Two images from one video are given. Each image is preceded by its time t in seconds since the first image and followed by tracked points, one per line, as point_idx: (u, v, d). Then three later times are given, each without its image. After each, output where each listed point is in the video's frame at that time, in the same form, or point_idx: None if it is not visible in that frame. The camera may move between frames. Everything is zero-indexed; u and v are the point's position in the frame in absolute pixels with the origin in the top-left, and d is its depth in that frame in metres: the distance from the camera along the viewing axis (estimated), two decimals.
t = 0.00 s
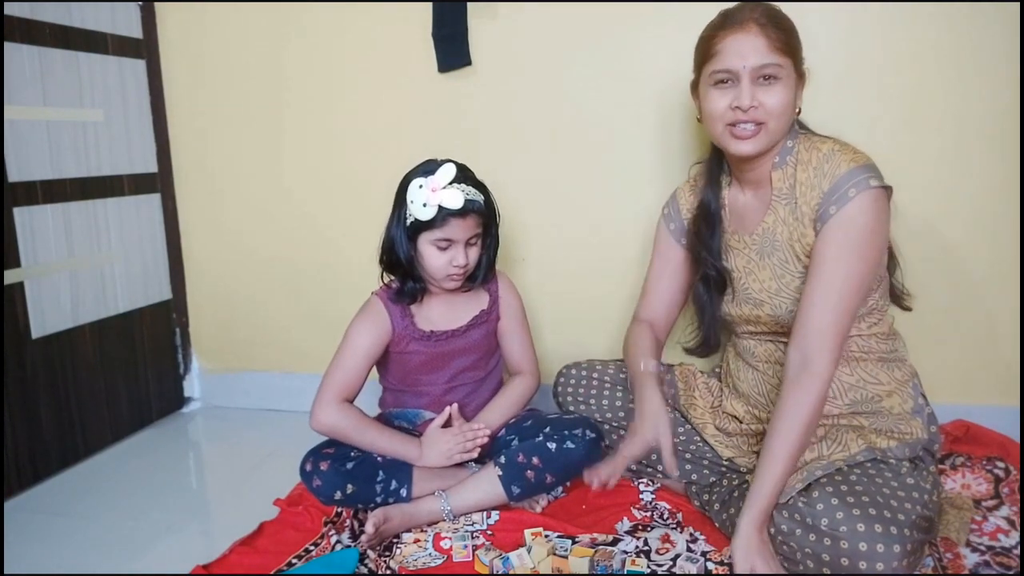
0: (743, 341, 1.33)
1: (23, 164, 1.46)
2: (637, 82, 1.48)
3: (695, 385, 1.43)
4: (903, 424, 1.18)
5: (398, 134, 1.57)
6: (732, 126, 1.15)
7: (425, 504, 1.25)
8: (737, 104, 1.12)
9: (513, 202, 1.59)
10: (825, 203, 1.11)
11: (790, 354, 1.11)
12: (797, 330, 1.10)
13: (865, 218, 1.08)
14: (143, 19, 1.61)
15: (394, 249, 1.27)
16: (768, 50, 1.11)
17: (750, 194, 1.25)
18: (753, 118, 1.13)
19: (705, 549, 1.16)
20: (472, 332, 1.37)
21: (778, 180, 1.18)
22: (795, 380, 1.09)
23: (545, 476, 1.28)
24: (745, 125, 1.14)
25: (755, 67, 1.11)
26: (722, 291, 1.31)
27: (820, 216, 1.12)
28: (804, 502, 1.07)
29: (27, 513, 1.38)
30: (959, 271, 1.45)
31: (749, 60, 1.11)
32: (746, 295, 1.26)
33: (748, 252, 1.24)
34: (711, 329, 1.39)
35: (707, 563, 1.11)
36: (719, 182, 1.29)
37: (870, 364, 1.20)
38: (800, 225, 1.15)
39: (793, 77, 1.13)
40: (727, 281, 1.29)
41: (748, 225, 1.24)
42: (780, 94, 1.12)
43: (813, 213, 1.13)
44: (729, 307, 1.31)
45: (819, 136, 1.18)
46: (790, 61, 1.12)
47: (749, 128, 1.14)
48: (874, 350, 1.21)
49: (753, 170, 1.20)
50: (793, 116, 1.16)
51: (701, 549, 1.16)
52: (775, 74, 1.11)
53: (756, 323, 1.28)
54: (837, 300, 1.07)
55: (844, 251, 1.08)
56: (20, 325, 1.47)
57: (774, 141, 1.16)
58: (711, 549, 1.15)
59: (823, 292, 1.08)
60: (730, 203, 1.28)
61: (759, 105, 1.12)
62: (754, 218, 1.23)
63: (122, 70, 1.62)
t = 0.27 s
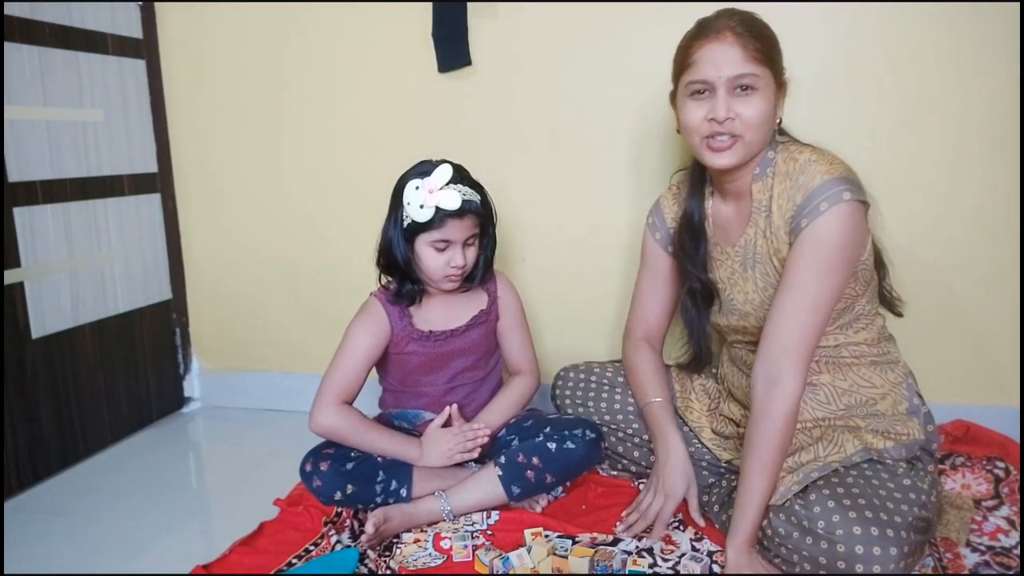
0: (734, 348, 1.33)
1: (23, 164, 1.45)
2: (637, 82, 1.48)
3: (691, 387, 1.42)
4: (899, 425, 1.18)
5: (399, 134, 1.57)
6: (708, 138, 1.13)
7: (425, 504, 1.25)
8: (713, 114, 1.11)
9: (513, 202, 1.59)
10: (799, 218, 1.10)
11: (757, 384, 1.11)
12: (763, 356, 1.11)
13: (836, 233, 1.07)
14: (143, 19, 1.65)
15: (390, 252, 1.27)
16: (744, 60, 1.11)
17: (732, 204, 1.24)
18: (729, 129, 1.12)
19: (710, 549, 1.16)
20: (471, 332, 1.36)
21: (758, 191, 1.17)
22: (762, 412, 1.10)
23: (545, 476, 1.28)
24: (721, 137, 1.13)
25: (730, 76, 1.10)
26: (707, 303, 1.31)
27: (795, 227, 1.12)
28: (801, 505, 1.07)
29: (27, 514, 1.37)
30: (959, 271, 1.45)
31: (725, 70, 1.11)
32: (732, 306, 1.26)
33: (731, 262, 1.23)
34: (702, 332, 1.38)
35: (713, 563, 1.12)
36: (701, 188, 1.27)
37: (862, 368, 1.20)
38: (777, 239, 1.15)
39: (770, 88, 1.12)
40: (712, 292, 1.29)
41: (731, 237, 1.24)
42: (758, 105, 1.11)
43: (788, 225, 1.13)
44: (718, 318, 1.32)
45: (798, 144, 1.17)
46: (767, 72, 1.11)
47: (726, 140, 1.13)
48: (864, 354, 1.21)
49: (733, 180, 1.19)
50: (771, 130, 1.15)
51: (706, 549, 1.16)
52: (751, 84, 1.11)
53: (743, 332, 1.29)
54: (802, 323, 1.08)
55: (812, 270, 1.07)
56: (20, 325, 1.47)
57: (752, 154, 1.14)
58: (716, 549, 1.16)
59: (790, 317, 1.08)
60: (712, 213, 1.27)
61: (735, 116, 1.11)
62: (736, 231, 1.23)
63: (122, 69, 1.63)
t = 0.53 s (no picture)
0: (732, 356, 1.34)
1: (23, 164, 1.46)
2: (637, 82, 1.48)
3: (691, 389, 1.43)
4: (898, 424, 1.18)
5: (399, 134, 1.57)
6: (695, 155, 1.13)
7: (424, 504, 1.25)
8: (698, 130, 1.11)
9: (513, 202, 1.59)
10: (789, 228, 1.10)
11: (751, 396, 1.10)
12: (756, 367, 1.09)
13: (828, 243, 1.06)
14: (143, 19, 1.64)
15: (388, 253, 1.28)
16: (723, 73, 1.11)
17: (721, 219, 1.24)
18: (715, 144, 1.12)
19: (711, 549, 1.16)
20: (469, 333, 1.37)
21: (748, 206, 1.17)
22: (756, 426, 1.08)
23: (545, 476, 1.28)
24: (707, 152, 1.13)
25: (711, 91, 1.10)
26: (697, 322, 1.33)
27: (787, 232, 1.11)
28: (801, 505, 1.07)
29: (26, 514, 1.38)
30: (959, 271, 1.45)
31: (704, 84, 1.11)
32: (727, 318, 1.27)
33: (723, 275, 1.24)
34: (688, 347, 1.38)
35: (713, 562, 1.12)
36: (687, 205, 1.28)
37: (859, 372, 1.21)
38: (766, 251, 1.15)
39: (751, 98, 1.13)
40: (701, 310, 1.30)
41: (722, 250, 1.24)
42: (741, 117, 1.11)
43: (778, 236, 1.13)
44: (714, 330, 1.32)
45: (784, 154, 1.17)
46: (747, 82, 1.12)
47: (713, 154, 1.13)
48: (862, 358, 1.21)
49: (721, 195, 1.20)
50: (756, 139, 1.15)
51: (707, 549, 1.16)
52: (733, 97, 1.11)
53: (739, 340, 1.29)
54: (796, 334, 1.07)
55: (804, 281, 1.07)
56: (20, 325, 1.47)
57: (740, 166, 1.14)
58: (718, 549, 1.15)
59: (783, 329, 1.07)
60: (701, 228, 1.28)
61: (720, 129, 1.11)
62: (726, 245, 1.23)
63: (122, 70, 1.62)
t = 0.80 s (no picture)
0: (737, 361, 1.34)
1: (23, 164, 1.48)
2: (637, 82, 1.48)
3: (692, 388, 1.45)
4: (901, 425, 1.18)
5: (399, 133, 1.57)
6: (690, 171, 1.13)
7: (425, 504, 1.25)
8: (689, 147, 1.11)
9: (513, 203, 1.60)
10: (790, 230, 1.10)
11: (752, 397, 1.10)
12: (757, 369, 1.09)
13: (829, 244, 1.06)
14: (143, 19, 1.59)
15: (385, 255, 1.28)
16: (704, 88, 1.10)
17: (721, 228, 1.24)
18: (710, 157, 1.12)
19: (711, 548, 1.16)
20: (466, 337, 1.37)
21: (746, 214, 1.17)
22: (757, 427, 1.08)
23: (545, 476, 1.28)
24: (703, 167, 1.13)
25: (696, 108, 1.10)
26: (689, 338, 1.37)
27: (788, 234, 1.12)
28: (803, 505, 1.08)
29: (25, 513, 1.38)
30: (959, 271, 1.45)
31: (688, 102, 1.10)
32: (731, 327, 1.28)
33: (723, 284, 1.25)
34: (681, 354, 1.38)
35: (713, 562, 1.12)
36: (681, 218, 1.29)
37: (862, 373, 1.21)
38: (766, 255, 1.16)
39: (735, 106, 1.12)
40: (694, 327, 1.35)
41: (722, 258, 1.24)
42: (731, 126, 1.11)
43: (779, 240, 1.13)
44: (717, 335, 1.33)
45: (779, 159, 1.18)
46: (729, 92, 1.11)
47: (708, 167, 1.13)
48: (866, 359, 1.21)
49: (718, 207, 1.20)
50: (746, 145, 1.15)
51: (707, 548, 1.16)
52: (718, 109, 1.10)
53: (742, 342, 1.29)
54: (797, 335, 1.07)
55: (805, 282, 1.07)
56: (20, 325, 1.49)
57: (737, 173, 1.15)
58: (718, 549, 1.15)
59: (783, 329, 1.07)
60: (698, 239, 1.28)
61: (711, 142, 1.11)
62: (726, 254, 1.24)
63: (122, 70, 1.60)
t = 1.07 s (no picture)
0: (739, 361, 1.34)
1: (23, 164, 1.50)
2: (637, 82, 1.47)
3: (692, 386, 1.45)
4: (902, 424, 1.18)
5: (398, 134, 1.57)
6: (663, 199, 1.15)
7: (425, 504, 1.25)
8: (658, 181, 1.12)
9: (513, 203, 1.60)
10: (786, 230, 1.10)
11: (750, 396, 1.10)
12: (755, 368, 1.09)
13: (825, 243, 1.06)
14: (143, 19, 1.54)
15: (383, 262, 1.28)
16: (674, 124, 1.07)
17: (719, 231, 1.23)
18: (678, 191, 1.12)
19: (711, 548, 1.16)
20: (463, 345, 1.37)
21: (743, 217, 1.17)
22: (755, 426, 1.08)
23: (545, 476, 1.29)
24: (673, 198, 1.14)
25: (665, 144, 1.08)
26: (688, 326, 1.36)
27: (785, 226, 1.11)
28: (804, 503, 1.08)
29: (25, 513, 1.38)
30: (958, 271, 1.45)
31: (657, 138, 1.09)
32: (732, 329, 1.29)
33: (723, 287, 1.25)
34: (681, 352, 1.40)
35: (713, 562, 1.12)
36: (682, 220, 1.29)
37: (864, 371, 1.21)
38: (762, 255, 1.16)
39: (710, 138, 1.09)
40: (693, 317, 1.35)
41: (722, 260, 1.24)
42: (701, 161, 1.10)
43: (776, 239, 1.13)
44: (718, 335, 1.33)
45: (776, 160, 1.18)
46: (703, 126, 1.08)
47: (679, 198, 1.14)
48: (868, 357, 1.21)
49: (715, 213, 1.19)
50: (724, 173, 1.13)
51: (707, 548, 1.16)
52: (687, 145, 1.08)
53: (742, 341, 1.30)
54: (794, 333, 1.07)
55: (802, 281, 1.07)
56: (20, 325, 1.49)
57: (710, 202, 1.15)
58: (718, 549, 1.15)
59: (781, 328, 1.07)
60: (698, 241, 1.28)
61: (679, 179, 1.11)
62: (725, 257, 1.23)
63: (122, 70, 1.58)
